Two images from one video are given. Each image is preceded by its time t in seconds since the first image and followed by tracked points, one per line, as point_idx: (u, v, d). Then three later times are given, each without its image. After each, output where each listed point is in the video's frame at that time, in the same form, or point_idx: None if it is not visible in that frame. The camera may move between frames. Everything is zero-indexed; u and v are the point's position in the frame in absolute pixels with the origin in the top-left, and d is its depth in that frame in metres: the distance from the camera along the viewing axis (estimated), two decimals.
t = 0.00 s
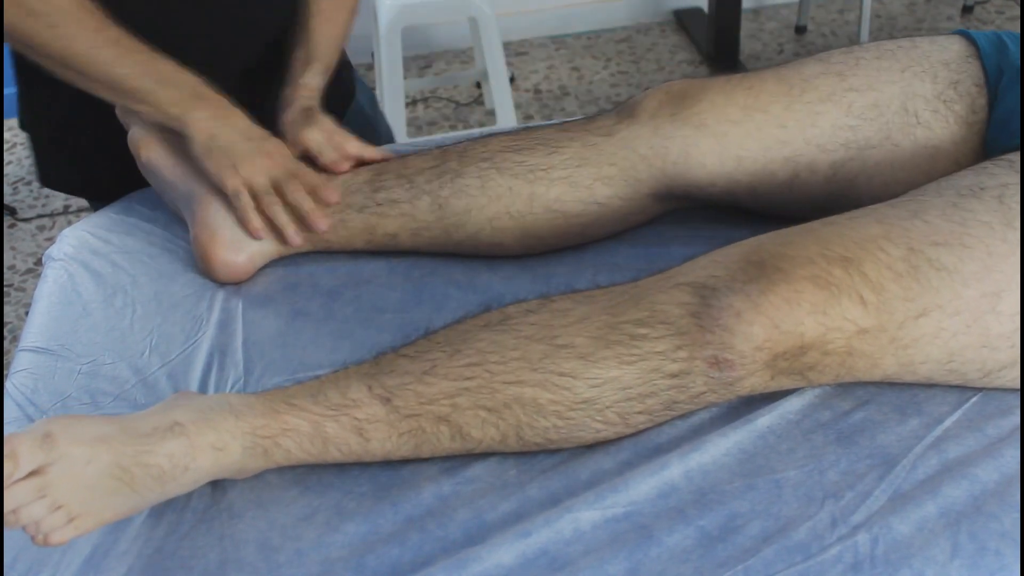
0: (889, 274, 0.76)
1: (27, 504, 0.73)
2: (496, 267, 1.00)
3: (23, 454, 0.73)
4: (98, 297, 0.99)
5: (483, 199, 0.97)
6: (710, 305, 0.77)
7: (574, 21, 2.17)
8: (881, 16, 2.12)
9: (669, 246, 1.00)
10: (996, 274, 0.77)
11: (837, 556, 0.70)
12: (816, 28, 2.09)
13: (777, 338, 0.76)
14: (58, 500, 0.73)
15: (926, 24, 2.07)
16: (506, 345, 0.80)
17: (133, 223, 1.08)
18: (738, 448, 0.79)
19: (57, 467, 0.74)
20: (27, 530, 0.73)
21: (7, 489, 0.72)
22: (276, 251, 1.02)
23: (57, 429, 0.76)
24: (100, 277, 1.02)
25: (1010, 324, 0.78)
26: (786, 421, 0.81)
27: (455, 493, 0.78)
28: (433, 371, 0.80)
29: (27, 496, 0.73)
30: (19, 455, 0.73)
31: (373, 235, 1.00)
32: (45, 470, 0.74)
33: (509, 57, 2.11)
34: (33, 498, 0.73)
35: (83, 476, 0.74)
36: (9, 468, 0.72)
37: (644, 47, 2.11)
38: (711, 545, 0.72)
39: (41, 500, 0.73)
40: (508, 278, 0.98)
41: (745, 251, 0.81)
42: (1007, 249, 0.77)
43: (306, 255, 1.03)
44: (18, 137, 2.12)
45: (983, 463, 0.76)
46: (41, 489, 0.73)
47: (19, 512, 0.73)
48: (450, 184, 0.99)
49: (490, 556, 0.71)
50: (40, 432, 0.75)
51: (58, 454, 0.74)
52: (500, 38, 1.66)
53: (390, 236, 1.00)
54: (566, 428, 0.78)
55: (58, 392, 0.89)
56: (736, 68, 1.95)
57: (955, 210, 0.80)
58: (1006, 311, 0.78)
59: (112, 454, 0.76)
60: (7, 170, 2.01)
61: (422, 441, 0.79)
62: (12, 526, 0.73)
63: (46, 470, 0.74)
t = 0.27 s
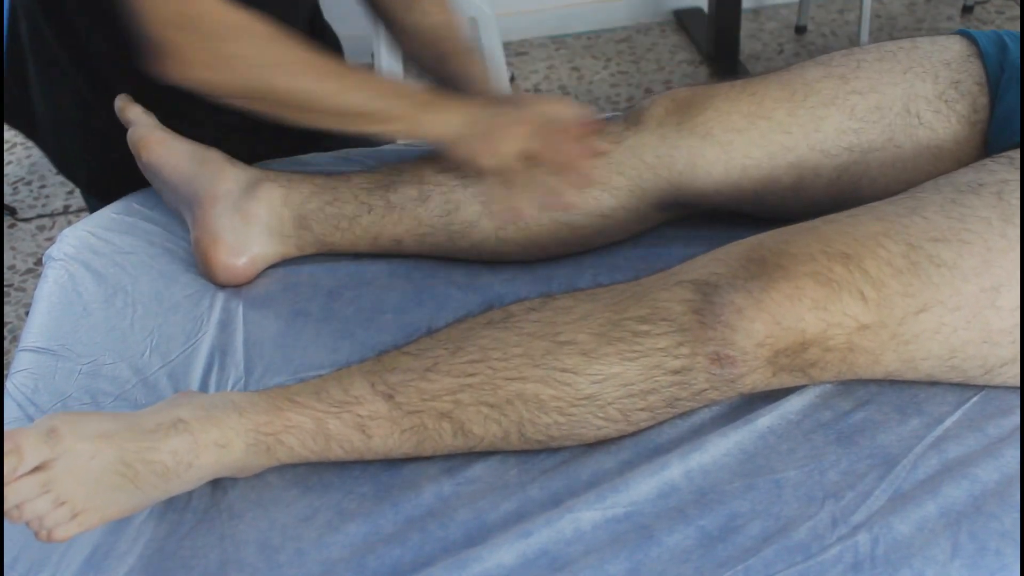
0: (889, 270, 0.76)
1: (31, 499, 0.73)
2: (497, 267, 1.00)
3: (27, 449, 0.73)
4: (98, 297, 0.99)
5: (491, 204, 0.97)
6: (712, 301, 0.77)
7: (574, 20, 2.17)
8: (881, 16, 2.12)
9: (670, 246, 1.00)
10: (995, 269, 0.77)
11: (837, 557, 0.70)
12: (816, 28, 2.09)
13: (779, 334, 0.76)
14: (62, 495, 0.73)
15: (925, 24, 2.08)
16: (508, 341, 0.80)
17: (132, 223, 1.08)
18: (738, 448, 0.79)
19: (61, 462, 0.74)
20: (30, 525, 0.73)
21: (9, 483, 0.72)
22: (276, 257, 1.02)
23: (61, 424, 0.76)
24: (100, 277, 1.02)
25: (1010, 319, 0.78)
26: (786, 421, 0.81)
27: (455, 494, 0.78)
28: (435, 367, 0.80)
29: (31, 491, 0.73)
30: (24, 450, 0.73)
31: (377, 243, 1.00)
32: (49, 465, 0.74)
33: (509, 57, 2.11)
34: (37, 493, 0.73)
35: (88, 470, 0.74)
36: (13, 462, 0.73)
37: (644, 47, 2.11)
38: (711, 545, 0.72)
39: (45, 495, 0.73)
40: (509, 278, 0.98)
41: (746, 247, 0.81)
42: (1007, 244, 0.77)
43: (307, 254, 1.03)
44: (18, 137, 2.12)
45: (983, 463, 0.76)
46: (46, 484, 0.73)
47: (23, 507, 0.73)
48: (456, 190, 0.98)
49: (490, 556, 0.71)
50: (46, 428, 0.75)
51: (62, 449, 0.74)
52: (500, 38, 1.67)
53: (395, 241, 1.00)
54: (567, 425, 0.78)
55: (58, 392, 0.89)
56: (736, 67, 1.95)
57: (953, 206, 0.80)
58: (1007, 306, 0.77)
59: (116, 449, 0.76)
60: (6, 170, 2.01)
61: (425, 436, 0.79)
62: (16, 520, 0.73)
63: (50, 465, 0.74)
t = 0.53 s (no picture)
0: (893, 274, 0.76)
1: (35, 498, 0.73)
2: (499, 268, 1.00)
3: (30, 447, 0.73)
4: (98, 299, 0.99)
5: (497, 218, 0.98)
6: (714, 303, 0.77)
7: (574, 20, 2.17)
8: (881, 16, 2.12)
9: (671, 247, 1.00)
10: (998, 274, 0.77)
11: (838, 556, 0.70)
12: (816, 28, 2.10)
13: (781, 336, 0.76)
14: (65, 493, 0.73)
15: (926, 24, 2.08)
16: (511, 342, 0.80)
17: (133, 224, 1.08)
18: (739, 448, 0.79)
19: (64, 461, 0.74)
20: (34, 525, 0.73)
21: (13, 483, 0.73)
22: (279, 258, 1.02)
23: (65, 424, 0.76)
24: (100, 278, 1.02)
25: (1012, 323, 0.78)
26: (787, 422, 0.82)
27: (456, 494, 0.78)
28: (438, 368, 0.81)
29: (34, 491, 0.73)
30: (27, 448, 0.73)
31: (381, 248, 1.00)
32: (52, 464, 0.74)
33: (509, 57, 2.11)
34: (40, 492, 0.73)
35: (90, 470, 0.74)
36: (17, 461, 0.73)
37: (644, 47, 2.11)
38: (711, 545, 0.72)
39: (48, 495, 0.73)
40: (511, 279, 0.98)
41: (749, 250, 0.81)
42: (1012, 248, 0.77)
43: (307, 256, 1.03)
44: (18, 137, 2.12)
45: (984, 463, 0.76)
46: (49, 483, 0.73)
47: (27, 507, 0.73)
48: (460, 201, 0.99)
49: (491, 557, 0.72)
50: (48, 427, 0.75)
51: (65, 448, 0.74)
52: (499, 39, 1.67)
53: (398, 248, 1.00)
54: (569, 426, 0.78)
55: (59, 392, 0.89)
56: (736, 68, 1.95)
57: (956, 209, 0.80)
58: (1010, 311, 0.78)
59: (119, 449, 0.76)
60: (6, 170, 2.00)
61: (427, 437, 0.79)
62: (19, 519, 0.73)
63: (53, 465, 0.74)
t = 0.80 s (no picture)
0: (897, 274, 0.76)
1: (35, 493, 0.73)
2: (500, 267, 1.00)
3: (32, 441, 0.73)
4: (98, 298, 0.99)
5: (496, 199, 0.98)
6: (717, 303, 0.77)
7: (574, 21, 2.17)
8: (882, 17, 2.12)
9: (671, 247, 1.00)
10: (1005, 276, 0.77)
11: (839, 557, 0.70)
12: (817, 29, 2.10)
13: (785, 337, 0.76)
14: (67, 491, 0.73)
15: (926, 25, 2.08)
16: (513, 341, 0.80)
17: (133, 224, 1.08)
18: (739, 449, 0.79)
19: (66, 456, 0.74)
20: (34, 520, 0.73)
21: (15, 477, 0.73)
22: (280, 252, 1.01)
23: (67, 419, 0.76)
24: (100, 277, 1.02)
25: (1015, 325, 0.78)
26: (786, 422, 0.81)
27: (456, 494, 0.78)
28: (439, 366, 0.80)
29: (35, 485, 0.73)
30: (29, 442, 0.73)
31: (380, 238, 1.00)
32: (54, 460, 0.74)
33: (509, 57, 2.12)
34: (42, 487, 0.73)
35: (92, 466, 0.74)
36: (18, 455, 0.73)
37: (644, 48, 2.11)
38: (712, 545, 0.72)
39: (49, 490, 0.73)
40: (511, 278, 0.98)
41: (753, 250, 0.81)
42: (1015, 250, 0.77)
43: (307, 254, 1.03)
44: (18, 137, 2.12)
45: (984, 463, 0.76)
46: (50, 478, 0.73)
47: (28, 501, 0.73)
48: (458, 186, 1.00)
49: (491, 557, 0.71)
50: (50, 422, 0.75)
51: (67, 444, 0.74)
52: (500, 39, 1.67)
53: (398, 235, 1.00)
54: (570, 425, 0.78)
55: (59, 392, 0.89)
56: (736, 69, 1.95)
57: (963, 210, 0.80)
58: (1015, 313, 0.78)
59: (122, 445, 0.76)
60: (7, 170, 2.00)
61: (428, 437, 0.79)
62: (20, 515, 0.73)
63: (55, 459, 0.74)
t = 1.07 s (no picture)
0: (884, 267, 0.76)
1: (26, 498, 0.73)
2: (496, 266, 1.00)
3: (21, 446, 0.74)
4: (97, 298, 0.99)
5: (482, 210, 0.98)
6: (707, 300, 0.77)
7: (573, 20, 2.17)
8: (881, 16, 2.12)
9: (668, 246, 1.00)
10: (989, 266, 0.77)
11: (837, 556, 0.70)
12: (816, 28, 2.10)
13: (774, 332, 0.76)
14: (57, 494, 0.73)
15: (925, 24, 2.08)
16: (504, 340, 0.80)
17: (132, 223, 1.08)
18: (738, 448, 0.79)
19: (56, 461, 0.74)
20: (25, 524, 0.73)
21: (5, 482, 0.73)
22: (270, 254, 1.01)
23: (57, 424, 0.76)
24: (99, 277, 1.02)
25: (1004, 315, 0.78)
26: (785, 421, 0.81)
27: (454, 493, 0.78)
28: (431, 367, 0.80)
29: (26, 489, 0.73)
30: (18, 449, 0.74)
31: (370, 242, 1.01)
32: (44, 464, 0.74)
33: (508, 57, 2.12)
34: (32, 492, 0.73)
35: (83, 471, 0.75)
36: (8, 460, 0.73)
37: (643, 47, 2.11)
38: (710, 544, 0.72)
39: (39, 494, 0.73)
40: (508, 277, 0.98)
41: (741, 247, 0.81)
42: (1001, 241, 0.77)
43: (302, 256, 1.03)
44: (18, 137, 2.12)
45: (983, 463, 0.76)
46: (40, 483, 0.73)
47: (18, 506, 0.73)
48: (443, 193, 1.00)
49: (490, 556, 0.71)
50: (40, 427, 0.75)
51: (57, 449, 0.75)
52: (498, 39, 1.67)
53: (387, 242, 1.00)
54: (565, 423, 0.78)
55: (58, 392, 0.89)
56: (735, 68, 1.95)
57: (946, 204, 0.80)
58: (1004, 304, 0.78)
59: (110, 450, 0.76)
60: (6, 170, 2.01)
61: (421, 437, 0.79)
62: (10, 519, 0.73)
63: (45, 464, 0.74)
